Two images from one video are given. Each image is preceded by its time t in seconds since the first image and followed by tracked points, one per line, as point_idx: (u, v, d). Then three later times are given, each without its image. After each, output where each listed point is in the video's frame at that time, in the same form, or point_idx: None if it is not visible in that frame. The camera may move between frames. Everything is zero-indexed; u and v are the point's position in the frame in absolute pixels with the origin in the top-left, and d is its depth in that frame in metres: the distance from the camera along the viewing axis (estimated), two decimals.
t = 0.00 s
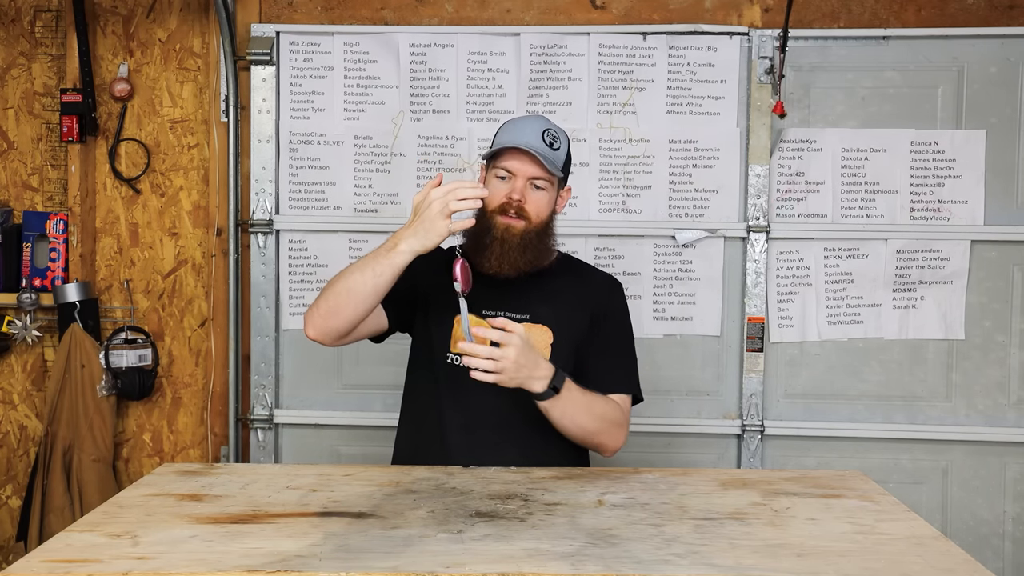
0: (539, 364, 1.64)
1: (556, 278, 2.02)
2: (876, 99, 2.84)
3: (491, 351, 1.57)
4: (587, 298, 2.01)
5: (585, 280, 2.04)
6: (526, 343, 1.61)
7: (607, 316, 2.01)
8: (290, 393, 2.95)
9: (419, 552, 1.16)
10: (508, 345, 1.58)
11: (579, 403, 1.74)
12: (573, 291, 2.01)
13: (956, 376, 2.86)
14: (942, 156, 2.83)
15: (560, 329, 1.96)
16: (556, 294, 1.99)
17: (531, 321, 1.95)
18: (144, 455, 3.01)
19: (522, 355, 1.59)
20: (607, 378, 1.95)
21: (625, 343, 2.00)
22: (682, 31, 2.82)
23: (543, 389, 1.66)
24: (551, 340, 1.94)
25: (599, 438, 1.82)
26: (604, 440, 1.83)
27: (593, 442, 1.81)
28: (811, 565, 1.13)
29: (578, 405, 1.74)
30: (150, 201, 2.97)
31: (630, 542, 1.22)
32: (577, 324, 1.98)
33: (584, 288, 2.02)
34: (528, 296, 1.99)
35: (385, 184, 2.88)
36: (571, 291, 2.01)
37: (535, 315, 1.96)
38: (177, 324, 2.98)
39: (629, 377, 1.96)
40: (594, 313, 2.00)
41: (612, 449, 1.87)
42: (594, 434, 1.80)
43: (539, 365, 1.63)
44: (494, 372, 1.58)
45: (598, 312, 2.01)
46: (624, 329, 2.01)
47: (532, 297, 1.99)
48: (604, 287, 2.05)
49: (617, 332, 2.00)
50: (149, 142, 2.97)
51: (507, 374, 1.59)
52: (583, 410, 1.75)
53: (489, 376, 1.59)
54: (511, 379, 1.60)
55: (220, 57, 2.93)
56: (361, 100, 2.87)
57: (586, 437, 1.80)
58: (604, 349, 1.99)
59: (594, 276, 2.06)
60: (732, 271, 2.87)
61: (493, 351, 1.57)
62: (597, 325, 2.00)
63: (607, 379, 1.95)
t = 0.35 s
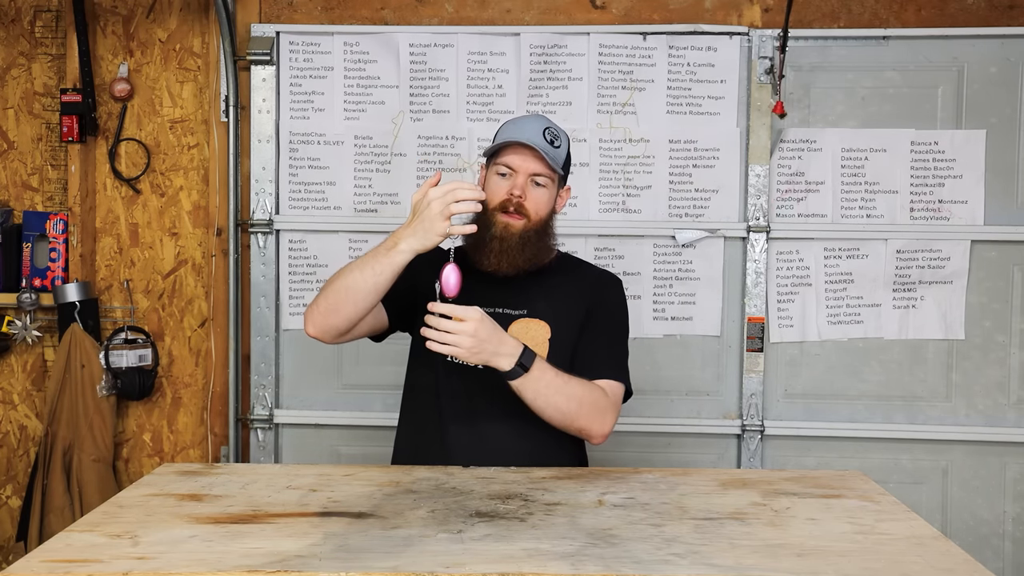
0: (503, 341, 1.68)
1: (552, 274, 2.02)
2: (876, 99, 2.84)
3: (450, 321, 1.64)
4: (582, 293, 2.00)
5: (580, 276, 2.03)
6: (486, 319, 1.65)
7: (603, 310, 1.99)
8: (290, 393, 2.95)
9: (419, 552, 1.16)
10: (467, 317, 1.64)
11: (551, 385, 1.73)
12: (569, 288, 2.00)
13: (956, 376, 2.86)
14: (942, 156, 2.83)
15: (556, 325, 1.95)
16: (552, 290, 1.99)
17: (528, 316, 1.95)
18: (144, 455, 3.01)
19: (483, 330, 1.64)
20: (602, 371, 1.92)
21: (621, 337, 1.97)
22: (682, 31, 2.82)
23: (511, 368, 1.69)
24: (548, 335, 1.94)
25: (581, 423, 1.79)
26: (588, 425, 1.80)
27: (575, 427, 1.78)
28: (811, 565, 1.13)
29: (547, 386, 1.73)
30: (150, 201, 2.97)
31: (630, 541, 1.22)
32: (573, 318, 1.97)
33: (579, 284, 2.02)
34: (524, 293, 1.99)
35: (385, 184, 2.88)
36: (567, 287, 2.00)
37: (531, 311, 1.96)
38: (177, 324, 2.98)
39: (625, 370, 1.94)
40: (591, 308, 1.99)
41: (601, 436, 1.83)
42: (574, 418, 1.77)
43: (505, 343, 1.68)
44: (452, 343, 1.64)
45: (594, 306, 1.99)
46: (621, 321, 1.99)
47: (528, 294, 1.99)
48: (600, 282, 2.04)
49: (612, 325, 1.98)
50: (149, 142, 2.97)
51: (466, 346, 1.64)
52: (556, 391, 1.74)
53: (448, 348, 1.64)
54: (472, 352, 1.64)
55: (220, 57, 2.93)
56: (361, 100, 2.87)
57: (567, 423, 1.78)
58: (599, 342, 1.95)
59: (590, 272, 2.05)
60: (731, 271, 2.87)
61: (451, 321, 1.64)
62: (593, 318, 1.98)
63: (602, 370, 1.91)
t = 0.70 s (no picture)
0: (522, 347, 1.66)
1: (550, 274, 2.02)
2: (876, 99, 2.84)
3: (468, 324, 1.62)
4: (580, 292, 2.00)
5: (578, 276, 2.03)
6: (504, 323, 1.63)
7: (601, 311, 1.99)
8: (290, 393, 2.95)
9: (419, 552, 1.16)
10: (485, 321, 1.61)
11: (568, 391, 1.74)
12: (568, 287, 2.00)
13: (956, 376, 2.86)
14: (942, 156, 2.83)
15: (556, 325, 1.95)
16: (550, 289, 1.99)
17: (527, 315, 1.95)
18: (144, 455, 3.01)
19: (500, 334, 1.62)
20: (598, 369, 1.93)
21: (620, 337, 1.98)
22: (682, 31, 2.82)
23: (529, 376, 1.67)
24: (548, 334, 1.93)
25: (591, 426, 1.81)
26: (598, 429, 1.82)
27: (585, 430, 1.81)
28: (811, 565, 1.13)
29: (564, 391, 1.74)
30: (150, 201, 2.97)
31: (631, 541, 1.22)
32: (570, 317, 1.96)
33: (577, 283, 2.02)
34: (522, 292, 1.98)
35: (385, 184, 2.88)
36: (565, 286, 2.00)
37: (529, 309, 1.96)
38: (177, 323, 2.98)
39: (624, 369, 1.94)
40: (591, 308, 1.99)
41: (606, 439, 1.85)
42: (584, 422, 1.79)
43: (522, 350, 1.65)
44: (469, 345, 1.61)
45: (591, 306, 1.99)
46: (620, 321, 2.00)
47: (526, 293, 1.98)
48: (597, 282, 2.04)
49: (610, 325, 1.98)
50: (149, 142, 2.97)
51: (482, 352, 1.61)
52: (572, 398, 1.75)
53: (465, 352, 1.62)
54: (489, 357, 1.62)
55: (220, 57, 2.93)
56: (361, 100, 2.87)
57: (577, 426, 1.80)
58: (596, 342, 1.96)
59: (588, 271, 2.06)
60: (732, 270, 2.87)
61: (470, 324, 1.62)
62: (590, 318, 1.99)
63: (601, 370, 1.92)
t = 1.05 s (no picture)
0: (553, 340, 1.67)
1: (550, 276, 2.03)
2: (876, 99, 2.84)
3: (502, 314, 1.62)
4: (580, 295, 2.01)
5: (578, 278, 2.04)
6: (538, 314, 1.64)
7: (601, 314, 2.01)
8: (290, 393, 2.95)
9: (419, 552, 1.16)
10: (520, 311, 1.62)
11: (590, 388, 1.77)
12: (568, 290, 2.01)
13: (956, 376, 2.86)
14: (942, 156, 2.83)
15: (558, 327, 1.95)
16: (550, 292, 2.00)
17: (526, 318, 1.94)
18: (144, 455, 3.01)
19: (534, 323, 1.63)
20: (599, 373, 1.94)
21: (620, 340, 1.99)
22: (682, 31, 2.82)
23: (557, 368, 1.69)
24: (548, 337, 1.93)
25: (601, 428, 1.83)
26: (606, 432, 1.85)
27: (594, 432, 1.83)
28: (811, 565, 1.13)
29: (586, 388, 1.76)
30: (150, 201, 2.97)
31: (630, 542, 1.22)
32: (570, 320, 1.96)
33: (577, 286, 2.02)
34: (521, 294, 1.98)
35: (385, 184, 2.88)
36: (565, 289, 2.01)
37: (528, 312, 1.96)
38: (177, 323, 2.98)
39: (624, 372, 1.95)
40: (591, 311, 2.00)
41: (610, 442, 1.88)
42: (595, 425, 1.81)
43: (553, 342, 1.67)
44: (504, 337, 1.61)
45: (592, 309, 2.00)
46: (619, 325, 2.01)
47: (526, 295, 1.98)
48: (597, 285, 2.05)
49: (610, 329, 1.99)
50: (149, 142, 2.97)
51: (516, 344, 1.61)
52: (593, 396, 1.77)
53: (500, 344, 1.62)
54: (523, 349, 1.62)
55: (220, 57, 2.93)
56: (361, 100, 2.87)
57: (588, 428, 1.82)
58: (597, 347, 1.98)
59: (587, 274, 2.07)
60: (732, 270, 2.87)
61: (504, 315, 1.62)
62: (591, 321, 2.00)
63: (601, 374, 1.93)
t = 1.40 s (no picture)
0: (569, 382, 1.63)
1: (551, 277, 2.03)
2: (876, 99, 2.84)
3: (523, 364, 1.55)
4: (580, 297, 2.01)
5: (577, 280, 2.04)
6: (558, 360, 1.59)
7: (602, 316, 2.01)
8: (290, 393, 2.95)
9: (420, 552, 1.16)
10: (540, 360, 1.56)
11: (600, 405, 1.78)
12: (568, 292, 2.01)
13: (956, 376, 2.86)
14: (942, 156, 2.83)
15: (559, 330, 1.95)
16: (551, 295, 1.99)
17: (527, 320, 1.94)
18: (144, 455, 3.01)
19: (554, 369, 1.58)
20: (600, 376, 1.95)
21: (620, 342, 2.00)
22: (682, 31, 2.83)
23: (573, 404, 1.65)
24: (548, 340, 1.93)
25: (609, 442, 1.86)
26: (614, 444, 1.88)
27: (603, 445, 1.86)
28: (811, 565, 1.13)
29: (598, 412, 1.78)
30: (150, 201, 2.97)
31: (630, 541, 1.22)
32: (571, 323, 1.97)
33: (578, 288, 2.03)
34: (522, 296, 1.98)
35: (385, 184, 2.88)
36: (565, 291, 2.01)
37: (530, 314, 1.95)
38: (177, 324, 2.98)
39: (624, 375, 1.96)
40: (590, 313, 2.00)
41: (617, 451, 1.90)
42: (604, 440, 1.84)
43: (569, 385, 1.62)
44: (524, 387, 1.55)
45: (592, 311, 2.01)
46: (620, 327, 2.01)
47: (527, 297, 1.98)
48: (597, 286, 2.05)
49: (610, 330, 2.00)
50: (149, 142, 2.97)
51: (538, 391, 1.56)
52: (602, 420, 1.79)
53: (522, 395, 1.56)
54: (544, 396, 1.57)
55: (220, 57, 2.93)
56: (361, 100, 2.87)
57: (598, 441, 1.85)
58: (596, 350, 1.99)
59: (587, 275, 2.07)
60: (731, 270, 2.87)
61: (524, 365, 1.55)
62: (591, 323, 2.00)
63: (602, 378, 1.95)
